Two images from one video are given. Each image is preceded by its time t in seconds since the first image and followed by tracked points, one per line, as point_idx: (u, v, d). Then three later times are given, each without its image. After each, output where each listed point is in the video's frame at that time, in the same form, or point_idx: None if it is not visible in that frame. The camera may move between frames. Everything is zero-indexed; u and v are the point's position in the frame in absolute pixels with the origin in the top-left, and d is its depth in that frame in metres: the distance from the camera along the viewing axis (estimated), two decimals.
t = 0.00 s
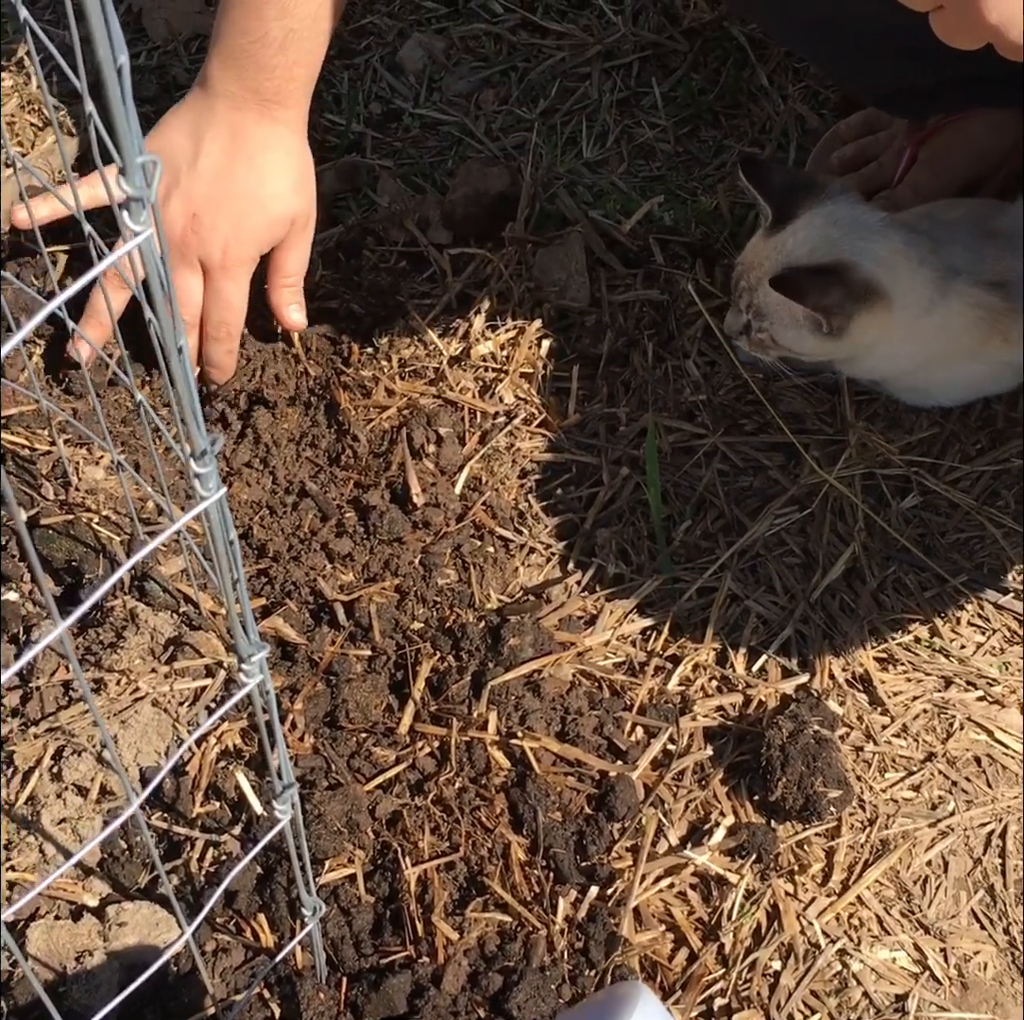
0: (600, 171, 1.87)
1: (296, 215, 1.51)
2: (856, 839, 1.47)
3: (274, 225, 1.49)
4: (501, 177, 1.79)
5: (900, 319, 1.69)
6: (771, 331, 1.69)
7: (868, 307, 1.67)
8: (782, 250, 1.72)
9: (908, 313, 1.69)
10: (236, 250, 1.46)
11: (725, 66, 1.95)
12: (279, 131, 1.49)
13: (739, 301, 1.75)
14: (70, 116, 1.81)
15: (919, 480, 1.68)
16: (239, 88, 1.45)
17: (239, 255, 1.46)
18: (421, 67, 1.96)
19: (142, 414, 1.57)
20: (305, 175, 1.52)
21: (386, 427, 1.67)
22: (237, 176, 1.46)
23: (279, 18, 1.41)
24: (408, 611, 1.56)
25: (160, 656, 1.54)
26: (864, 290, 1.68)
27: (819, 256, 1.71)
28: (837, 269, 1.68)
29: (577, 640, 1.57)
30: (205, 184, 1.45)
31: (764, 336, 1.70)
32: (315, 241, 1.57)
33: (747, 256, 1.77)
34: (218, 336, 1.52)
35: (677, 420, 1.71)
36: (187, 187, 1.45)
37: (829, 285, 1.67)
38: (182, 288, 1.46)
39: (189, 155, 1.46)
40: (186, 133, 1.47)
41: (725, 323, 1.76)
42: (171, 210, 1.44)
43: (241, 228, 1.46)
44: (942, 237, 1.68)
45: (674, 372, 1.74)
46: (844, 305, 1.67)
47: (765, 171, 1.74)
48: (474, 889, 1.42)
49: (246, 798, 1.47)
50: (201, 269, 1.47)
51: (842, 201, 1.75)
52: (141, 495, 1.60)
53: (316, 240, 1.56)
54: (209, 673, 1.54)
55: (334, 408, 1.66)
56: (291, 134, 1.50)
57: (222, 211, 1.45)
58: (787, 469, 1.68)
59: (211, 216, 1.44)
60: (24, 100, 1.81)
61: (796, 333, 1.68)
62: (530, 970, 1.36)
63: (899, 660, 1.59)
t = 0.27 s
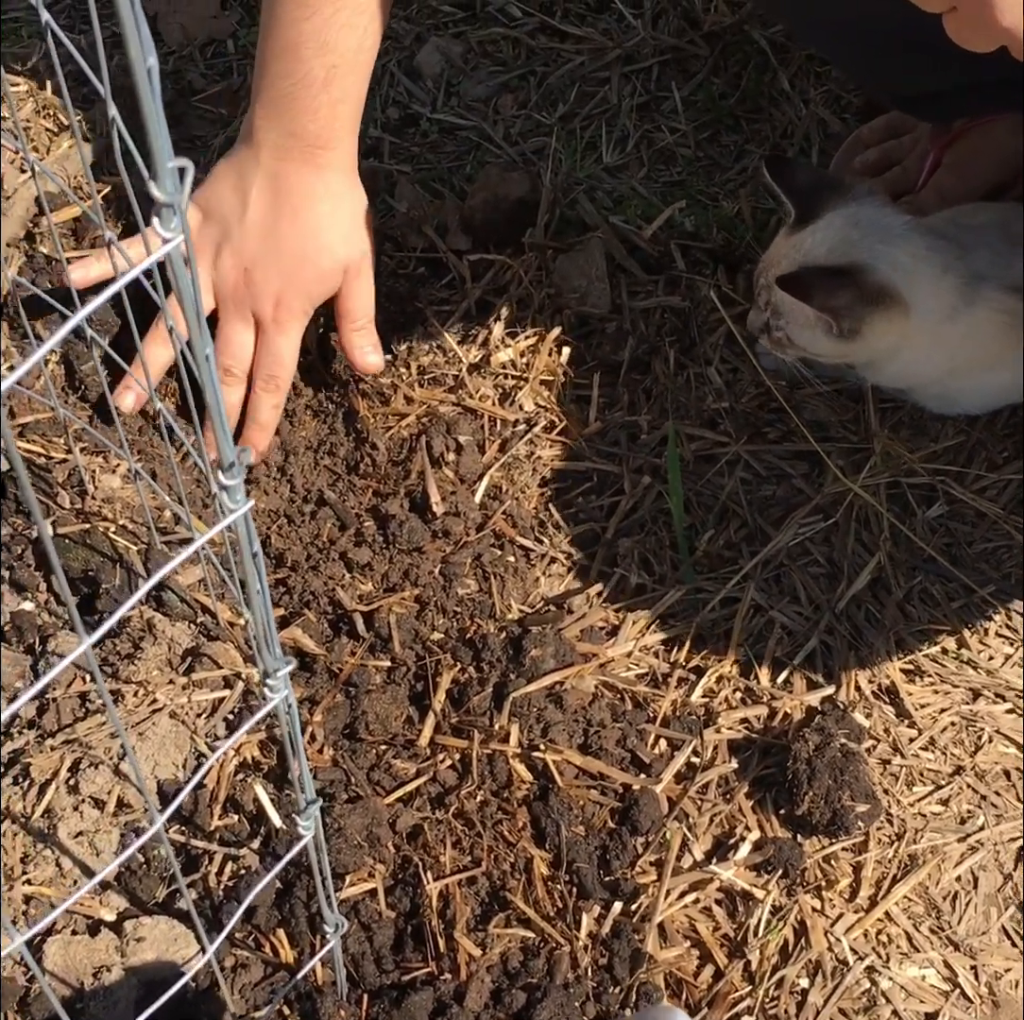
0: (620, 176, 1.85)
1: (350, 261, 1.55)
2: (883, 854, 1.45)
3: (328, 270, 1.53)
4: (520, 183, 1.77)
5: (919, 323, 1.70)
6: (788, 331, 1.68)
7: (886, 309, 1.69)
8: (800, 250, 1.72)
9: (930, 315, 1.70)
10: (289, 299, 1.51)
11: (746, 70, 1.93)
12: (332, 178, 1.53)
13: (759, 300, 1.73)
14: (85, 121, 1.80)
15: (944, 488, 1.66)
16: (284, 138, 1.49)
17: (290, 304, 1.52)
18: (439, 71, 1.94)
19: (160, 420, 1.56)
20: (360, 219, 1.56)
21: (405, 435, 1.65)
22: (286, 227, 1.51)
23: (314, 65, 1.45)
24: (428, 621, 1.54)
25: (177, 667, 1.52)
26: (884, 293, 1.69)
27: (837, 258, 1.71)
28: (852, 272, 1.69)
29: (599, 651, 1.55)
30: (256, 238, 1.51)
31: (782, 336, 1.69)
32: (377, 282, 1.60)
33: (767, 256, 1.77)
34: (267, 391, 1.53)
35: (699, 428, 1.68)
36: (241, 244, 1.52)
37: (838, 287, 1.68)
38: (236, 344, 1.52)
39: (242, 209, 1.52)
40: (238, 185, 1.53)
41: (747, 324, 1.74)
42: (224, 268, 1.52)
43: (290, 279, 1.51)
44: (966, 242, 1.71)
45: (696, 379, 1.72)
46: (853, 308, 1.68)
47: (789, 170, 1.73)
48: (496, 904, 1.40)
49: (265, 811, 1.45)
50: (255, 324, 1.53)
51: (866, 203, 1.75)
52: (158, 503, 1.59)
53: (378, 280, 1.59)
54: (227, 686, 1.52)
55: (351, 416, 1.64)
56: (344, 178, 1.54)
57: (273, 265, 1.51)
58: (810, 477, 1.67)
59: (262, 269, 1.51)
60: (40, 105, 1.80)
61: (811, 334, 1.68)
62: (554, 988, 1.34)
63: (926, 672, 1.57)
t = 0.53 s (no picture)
0: (640, 181, 1.83)
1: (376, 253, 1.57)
2: (909, 869, 1.43)
3: (354, 261, 1.54)
4: (540, 187, 1.76)
5: (941, 329, 1.66)
6: (807, 336, 1.66)
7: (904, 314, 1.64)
8: (820, 253, 1.70)
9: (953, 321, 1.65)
10: (318, 291, 1.51)
11: (768, 74, 1.91)
12: (355, 172, 1.54)
13: (779, 306, 1.71)
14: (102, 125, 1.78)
15: (970, 497, 1.64)
16: (312, 129, 1.50)
17: (320, 292, 1.51)
18: (457, 74, 1.92)
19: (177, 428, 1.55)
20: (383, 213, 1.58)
21: (424, 442, 1.63)
22: (315, 217, 1.51)
23: (345, 57, 1.48)
24: (447, 630, 1.52)
25: (194, 677, 1.50)
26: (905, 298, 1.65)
27: (856, 261, 1.68)
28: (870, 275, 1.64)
29: (620, 661, 1.53)
30: (283, 231, 1.50)
31: (800, 342, 1.67)
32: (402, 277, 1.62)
33: (789, 260, 1.75)
34: (292, 381, 1.55)
35: (721, 435, 1.66)
36: (266, 237, 1.50)
37: (857, 291, 1.62)
38: (264, 336, 1.51)
39: (266, 203, 1.52)
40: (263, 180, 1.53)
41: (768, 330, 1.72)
42: (251, 258, 1.50)
43: (319, 270, 1.51)
44: (990, 248, 1.66)
45: (717, 385, 1.70)
46: (871, 314, 1.63)
47: (810, 175, 1.69)
48: (516, 918, 1.38)
49: (283, 822, 1.44)
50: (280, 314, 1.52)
51: (888, 209, 1.71)
52: (175, 508, 1.56)
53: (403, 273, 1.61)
54: (244, 696, 1.50)
55: (369, 423, 1.63)
56: (369, 173, 1.56)
57: (302, 256, 1.50)
58: (833, 485, 1.65)
59: (289, 259, 1.50)
60: (55, 108, 1.78)
61: (828, 338, 1.65)
62: (576, 1003, 1.32)
63: (952, 683, 1.55)
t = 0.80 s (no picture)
0: (653, 181, 1.81)
1: (369, 267, 1.52)
2: (927, 880, 1.42)
3: (342, 275, 1.50)
4: (553, 188, 1.74)
5: (957, 331, 1.66)
6: (823, 340, 1.64)
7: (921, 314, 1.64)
8: (835, 257, 1.69)
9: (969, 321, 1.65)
10: (302, 303, 1.49)
11: (782, 73, 1.89)
12: (352, 185, 1.51)
13: (795, 310, 1.69)
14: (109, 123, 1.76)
15: (988, 502, 1.61)
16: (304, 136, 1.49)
17: (303, 304, 1.49)
18: (468, 73, 1.90)
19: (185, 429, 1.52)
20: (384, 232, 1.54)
21: (434, 444, 1.61)
22: (302, 226, 1.49)
23: (337, 58, 1.46)
24: (458, 635, 1.50)
25: (202, 681, 1.48)
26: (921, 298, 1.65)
27: (873, 266, 1.68)
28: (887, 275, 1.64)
29: (633, 667, 1.51)
30: (271, 240, 1.49)
31: (816, 346, 1.65)
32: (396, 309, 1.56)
33: (804, 264, 1.73)
34: (269, 393, 1.51)
35: (735, 439, 1.64)
36: (255, 243, 1.50)
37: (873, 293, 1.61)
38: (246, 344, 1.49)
39: (259, 213, 1.51)
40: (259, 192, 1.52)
41: (783, 336, 1.70)
42: (241, 268, 1.50)
43: (304, 283, 1.49)
44: (1006, 250, 1.67)
45: (732, 388, 1.68)
46: (889, 315, 1.62)
47: (825, 177, 1.66)
48: (528, 927, 1.37)
49: (291, 829, 1.42)
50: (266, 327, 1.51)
51: (904, 212, 1.71)
52: (183, 511, 1.54)
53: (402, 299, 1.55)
54: (252, 701, 1.48)
55: (378, 426, 1.61)
56: (366, 189, 1.52)
57: (288, 266, 1.48)
58: (849, 489, 1.63)
59: (274, 271, 1.49)
60: (62, 106, 1.76)
61: (845, 342, 1.63)
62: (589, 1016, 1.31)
63: (970, 691, 1.53)
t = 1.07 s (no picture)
0: (665, 181, 1.79)
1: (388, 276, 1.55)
2: (942, 889, 1.40)
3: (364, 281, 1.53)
4: (564, 188, 1.73)
5: (972, 334, 1.63)
6: (837, 342, 1.61)
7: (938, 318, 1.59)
8: (848, 259, 1.67)
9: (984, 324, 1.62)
10: (326, 312, 1.50)
11: (795, 74, 1.87)
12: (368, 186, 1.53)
13: (809, 311, 1.66)
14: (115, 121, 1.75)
15: (1002, 506, 1.61)
16: (321, 140, 1.49)
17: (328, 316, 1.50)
18: (478, 72, 1.89)
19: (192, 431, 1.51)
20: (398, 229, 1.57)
21: (444, 446, 1.59)
22: (320, 238, 1.51)
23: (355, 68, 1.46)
24: (468, 640, 1.49)
25: (209, 685, 1.47)
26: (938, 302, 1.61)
27: (888, 267, 1.65)
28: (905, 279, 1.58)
29: (644, 673, 1.50)
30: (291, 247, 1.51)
31: (828, 347, 1.62)
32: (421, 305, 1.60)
33: (819, 264, 1.71)
34: (298, 404, 1.51)
35: (748, 442, 1.63)
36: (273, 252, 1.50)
37: (890, 297, 1.54)
38: (274, 361, 1.50)
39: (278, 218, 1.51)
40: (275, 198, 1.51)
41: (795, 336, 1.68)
42: (260, 279, 1.51)
43: (325, 292, 1.50)
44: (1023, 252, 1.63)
45: (744, 391, 1.66)
46: (905, 318, 1.56)
47: (842, 178, 1.64)
48: (538, 936, 1.35)
49: (298, 835, 1.41)
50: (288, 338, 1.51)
51: (920, 211, 1.68)
52: (190, 513, 1.52)
53: (420, 295, 1.59)
54: (259, 706, 1.47)
55: (386, 428, 1.60)
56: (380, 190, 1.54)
57: (306, 274, 1.50)
58: (863, 493, 1.61)
59: (295, 283, 1.50)
60: (69, 103, 1.75)
61: (861, 344, 1.59)
62: None
63: (985, 699, 1.52)
